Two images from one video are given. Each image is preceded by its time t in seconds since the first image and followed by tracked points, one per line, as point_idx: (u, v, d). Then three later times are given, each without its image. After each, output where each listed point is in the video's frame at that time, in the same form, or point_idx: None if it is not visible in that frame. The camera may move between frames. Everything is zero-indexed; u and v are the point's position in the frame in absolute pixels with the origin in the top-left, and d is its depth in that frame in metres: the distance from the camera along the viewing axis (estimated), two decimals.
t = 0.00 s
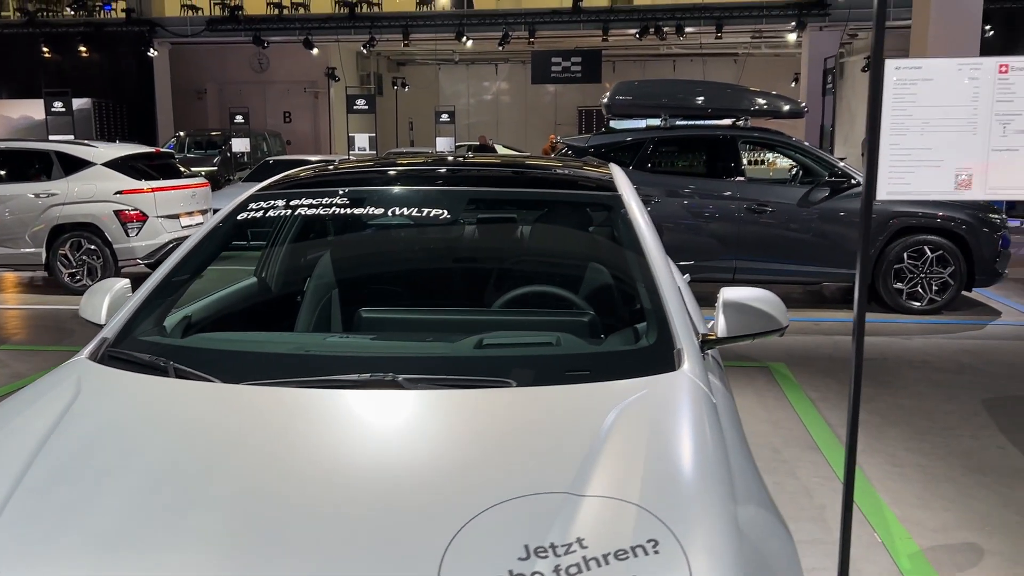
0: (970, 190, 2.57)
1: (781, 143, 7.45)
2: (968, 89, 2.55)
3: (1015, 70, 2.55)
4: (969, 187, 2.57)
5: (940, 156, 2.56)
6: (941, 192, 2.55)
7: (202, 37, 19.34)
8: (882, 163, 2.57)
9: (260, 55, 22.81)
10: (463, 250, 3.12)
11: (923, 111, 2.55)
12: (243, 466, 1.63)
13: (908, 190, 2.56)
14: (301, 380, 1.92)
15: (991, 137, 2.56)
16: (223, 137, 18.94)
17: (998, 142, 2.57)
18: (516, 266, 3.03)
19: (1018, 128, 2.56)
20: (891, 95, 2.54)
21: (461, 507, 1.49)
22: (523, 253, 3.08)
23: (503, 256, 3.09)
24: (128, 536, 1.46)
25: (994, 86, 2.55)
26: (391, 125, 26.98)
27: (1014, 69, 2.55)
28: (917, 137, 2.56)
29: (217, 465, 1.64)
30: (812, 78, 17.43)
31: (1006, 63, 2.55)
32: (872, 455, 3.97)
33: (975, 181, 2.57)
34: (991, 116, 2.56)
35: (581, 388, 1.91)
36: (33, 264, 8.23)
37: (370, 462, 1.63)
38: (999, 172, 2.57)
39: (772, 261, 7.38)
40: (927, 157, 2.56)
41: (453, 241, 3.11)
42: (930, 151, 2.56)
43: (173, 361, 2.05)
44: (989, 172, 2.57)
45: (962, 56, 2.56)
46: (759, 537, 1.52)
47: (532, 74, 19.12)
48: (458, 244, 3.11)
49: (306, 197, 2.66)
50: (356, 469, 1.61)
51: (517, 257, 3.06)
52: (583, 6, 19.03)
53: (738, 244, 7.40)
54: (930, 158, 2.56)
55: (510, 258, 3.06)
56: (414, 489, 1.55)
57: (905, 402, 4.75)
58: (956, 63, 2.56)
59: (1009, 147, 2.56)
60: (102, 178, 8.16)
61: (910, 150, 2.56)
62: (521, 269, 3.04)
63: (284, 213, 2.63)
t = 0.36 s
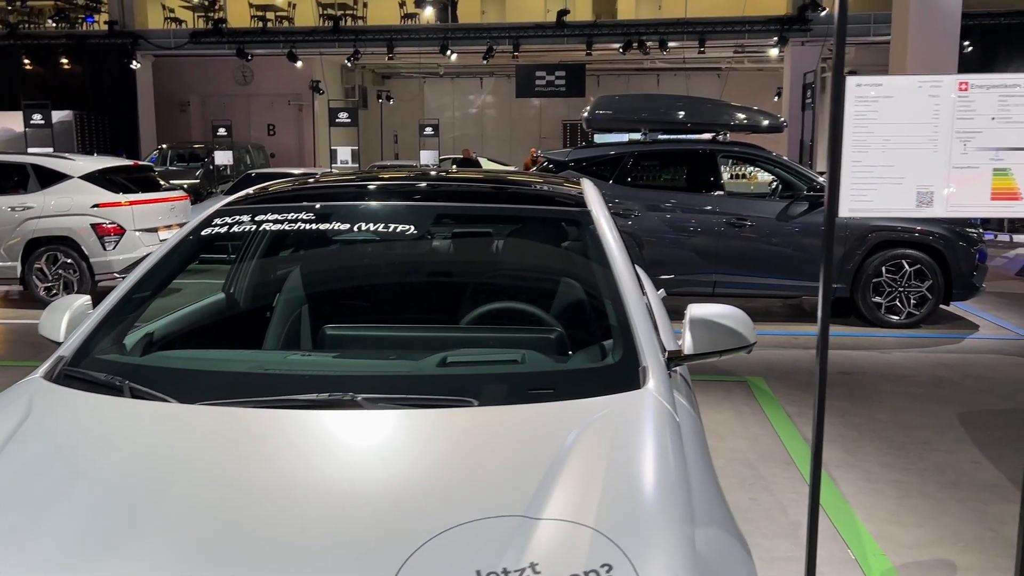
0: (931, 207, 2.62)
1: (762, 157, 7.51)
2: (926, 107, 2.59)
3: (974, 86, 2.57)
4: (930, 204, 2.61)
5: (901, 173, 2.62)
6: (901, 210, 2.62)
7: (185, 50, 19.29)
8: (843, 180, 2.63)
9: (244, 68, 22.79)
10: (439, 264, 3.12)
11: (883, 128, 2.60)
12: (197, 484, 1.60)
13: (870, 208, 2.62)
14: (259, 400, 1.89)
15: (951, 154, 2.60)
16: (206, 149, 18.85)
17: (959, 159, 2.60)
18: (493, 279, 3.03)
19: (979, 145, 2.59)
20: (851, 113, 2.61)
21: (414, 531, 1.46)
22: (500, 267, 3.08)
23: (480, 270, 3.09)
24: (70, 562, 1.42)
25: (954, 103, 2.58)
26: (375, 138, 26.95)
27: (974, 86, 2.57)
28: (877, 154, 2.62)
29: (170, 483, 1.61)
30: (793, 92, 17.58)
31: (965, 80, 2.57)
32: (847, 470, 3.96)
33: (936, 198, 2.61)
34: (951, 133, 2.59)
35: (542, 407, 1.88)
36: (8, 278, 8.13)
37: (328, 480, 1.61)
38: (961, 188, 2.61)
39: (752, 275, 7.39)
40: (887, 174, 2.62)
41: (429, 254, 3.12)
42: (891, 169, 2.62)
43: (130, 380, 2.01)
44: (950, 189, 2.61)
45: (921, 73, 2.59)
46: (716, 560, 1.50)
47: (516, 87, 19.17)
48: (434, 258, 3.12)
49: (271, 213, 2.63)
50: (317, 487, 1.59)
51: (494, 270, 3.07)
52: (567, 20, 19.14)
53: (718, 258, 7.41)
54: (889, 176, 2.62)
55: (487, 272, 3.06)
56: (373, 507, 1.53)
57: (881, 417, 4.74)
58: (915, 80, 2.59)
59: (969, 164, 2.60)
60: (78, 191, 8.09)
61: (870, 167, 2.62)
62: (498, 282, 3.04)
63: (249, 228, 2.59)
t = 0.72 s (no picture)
0: (894, 222, 2.74)
1: (740, 171, 7.53)
2: (890, 123, 2.72)
3: (936, 103, 2.71)
4: (894, 220, 2.74)
5: (865, 190, 2.73)
6: (867, 224, 2.73)
7: (166, 62, 19.22)
8: (809, 195, 2.73)
9: (225, 80, 22.70)
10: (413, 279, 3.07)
11: (847, 144, 2.71)
12: (152, 503, 1.56)
13: (836, 223, 2.73)
14: (213, 421, 1.83)
15: (914, 169, 2.73)
16: (187, 162, 18.73)
17: (922, 174, 2.73)
18: (467, 293, 2.99)
19: (940, 161, 2.73)
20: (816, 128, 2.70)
21: (365, 556, 1.41)
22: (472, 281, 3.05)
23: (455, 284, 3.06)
24: None
25: (916, 119, 2.72)
26: (358, 150, 26.90)
27: (935, 102, 2.71)
28: (842, 169, 2.73)
29: (124, 502, 1.56)
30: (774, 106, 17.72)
31: (927, 97, 2.71)
32: (823, 485, 3.94)
33: (901, 213, 2.74)
34: (913, 150, 2.72)
35: (502, 426, 1.84)
36: None
37: (292, 496, 1.57)
38: (923, 204, 2.75)
39: (731, 288, 7.39)
40: (851, 190, 2.73)
41: (401, 268, 3.08)
42: (855, 185, 2.73)
43: (81, 400, 1.96)
44: (913, 204, 2.74)
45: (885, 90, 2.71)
46: None
47: (498, 101, 19.19)
48: (408, 272, 3.08)
49: (232, 228, 2.58)
50: (283, 503, 1.56)
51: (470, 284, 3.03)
52: (549, 34, 19.19)
53: (697, 271, 7.41)
54: (854, 192, 2.73)
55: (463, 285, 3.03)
56: (332, 527, 1.49)
57: (857, 431, 4.74)
58: (879, 96, 2.71)
59: (930, 179, 2.74)
60: (52, 204, 7.99)
61: (835, 183, 2.73)
62: (471, 296, 3.01)
63: (211, 243, 2.54)
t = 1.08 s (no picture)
0: (858, 239, 2.84)
1: (716, 186, 7.54)
2: (854, 137, 2.82)
3: (899, 117, 2.81)
4: (858, 236, 2.84)
5: (828, 206, 2.83)
6: (831, 240, 2.83)
7: (142, 74, 19.03)
8: (772, 210, 2.83)
9: (202, 92, 22.55)
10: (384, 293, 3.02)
11: (810, 159, 2.81)
12: (88, 532, 1.48)
13: (800, 239, 2.83)
14: (159, 445, 1.76)
15: (877, 185, 2.84)
16: (162, 174, 18.54)
17: (886, 190, 2.84)
18: (438, 307, 2.94)
19: (903, 176, 2.83)
20: (781, 142, 2.79)
21: None
22: (444, 295, 3.00)
23: (429, 297, 3.02)
24: None
25: (880, 133, 2.81)
26: (337, 164, 26.77)
27: (898, 116, 2.81)
28: (805, 184, 2.83)
29: (73, 524, 1.50)
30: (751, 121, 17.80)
31: (889, 110, 2.81)
32: (795, 502, 3.90)
33: (864, 228, 2.84)
34: (877, 165, 2.83)
35: (459, 450, 1.78)
36: None
37: (243, 520, 1.51)
38: (887, 219, 2.85)
39: (708, 302, 7.38)
40: (814, 205, 2.83)
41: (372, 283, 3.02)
42: (818, 201, 2.83)
43: (22, 423, 1.88)
44: (876, 219, 2.85)
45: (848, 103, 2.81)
46: None
47: (478, 115, 19.16)
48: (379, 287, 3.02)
49: (187, 242, 2.52)
50: (247, 525, 1.50)
51: (444, 298, 2.99)
52: (528, 48, 19.23)
53: (672, 286, 7.39)
54: (817, 207, 2.83)
55: (437, 298, 2.99)
56: (277, 555, 1.42)
57: (830, 446, 4.72)
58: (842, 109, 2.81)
59: (893, 193, 2.84)
60: (19, 217, 7.83)
61: (798, 199, 2.83)
62: (443, 311, 2.96)
63: (164, 258, 2.48)
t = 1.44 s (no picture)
0: (830, 253, 2.81)
1: (695, 199, 7.51)
2: (825, 148, 2.78)
3: (871, 128, 2.78)
4: (830, 251, 2.81)
5: (798, 220, 2.79)
6: (802, 255, 2.79)
7: (120, 85, 18.82)
8: (742, 224, 2.79)
9: (182, 104, 22.41)
10: (354, 307, 2.96)
11: (780, 172, 2.77)
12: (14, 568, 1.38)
13: (771, 253, 2.79)
14: (100, 471, 1.66)
15: (850, 198, 2.80)
16: (140, 186, 18.32)
17: (858, 204, 2.81)
18: (408, 322, 2.86)
19: (875, 189, 2.80)
20: (750, 154, 2.76)
21: None
22: (414, 309, 2.92)
23: (400, 312, 2.93)
24: None
25: (852, 144, 2.78)
26: (318, 175, 26.63)
27: (870, 128, 2.78)
28: (776, 197, 2.78)
29: None
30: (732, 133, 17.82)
31: (861, 121, 2.77)
32: (773, 520, 3.84)
33: (837, 243, 2.81)
34: (849, 177, 2.79)
35: (418, 474, 1.69)
36: None
37: (186, 556, 1.41)
38: (860, 233, 2.82)
39: (687, 315, 7.33)
40: (785, 218, 2.79)
41: (343, 296, 2.96)
42: (789, 214, 2.79)
43: None
44: (849, 233, 2.81)
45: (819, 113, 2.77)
46: None
47: (459, 127, 19.10)
48: (349, 302, 2.97)
49: (142, 257, 2.43)
50: (191, 558, 1.41)
51: (414, 313, 2.91)
52: (509, 61, 19.24)
53: (652, 299, 7.34)
54: (788, 221, 2.79)
55: (407, 313, 2.92)
56: None
57: (809, 461, 4.66)
58: (812, 120, 2.76)
59: (866, 206, 2.81)
60: None
61: (769, 213, 2.79)
62: (414, 326, 2.87)
63: (117, 274, 2.39)
